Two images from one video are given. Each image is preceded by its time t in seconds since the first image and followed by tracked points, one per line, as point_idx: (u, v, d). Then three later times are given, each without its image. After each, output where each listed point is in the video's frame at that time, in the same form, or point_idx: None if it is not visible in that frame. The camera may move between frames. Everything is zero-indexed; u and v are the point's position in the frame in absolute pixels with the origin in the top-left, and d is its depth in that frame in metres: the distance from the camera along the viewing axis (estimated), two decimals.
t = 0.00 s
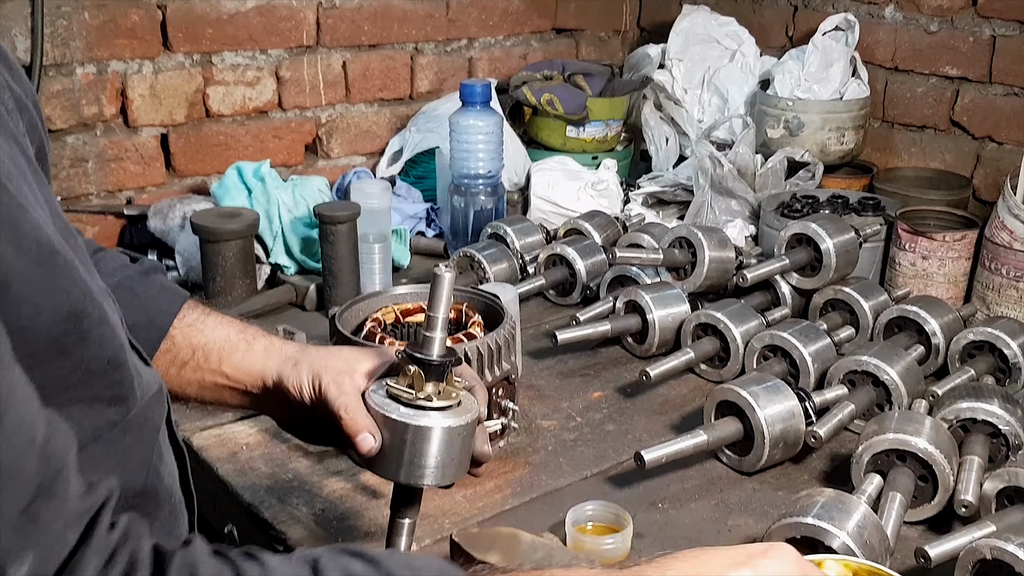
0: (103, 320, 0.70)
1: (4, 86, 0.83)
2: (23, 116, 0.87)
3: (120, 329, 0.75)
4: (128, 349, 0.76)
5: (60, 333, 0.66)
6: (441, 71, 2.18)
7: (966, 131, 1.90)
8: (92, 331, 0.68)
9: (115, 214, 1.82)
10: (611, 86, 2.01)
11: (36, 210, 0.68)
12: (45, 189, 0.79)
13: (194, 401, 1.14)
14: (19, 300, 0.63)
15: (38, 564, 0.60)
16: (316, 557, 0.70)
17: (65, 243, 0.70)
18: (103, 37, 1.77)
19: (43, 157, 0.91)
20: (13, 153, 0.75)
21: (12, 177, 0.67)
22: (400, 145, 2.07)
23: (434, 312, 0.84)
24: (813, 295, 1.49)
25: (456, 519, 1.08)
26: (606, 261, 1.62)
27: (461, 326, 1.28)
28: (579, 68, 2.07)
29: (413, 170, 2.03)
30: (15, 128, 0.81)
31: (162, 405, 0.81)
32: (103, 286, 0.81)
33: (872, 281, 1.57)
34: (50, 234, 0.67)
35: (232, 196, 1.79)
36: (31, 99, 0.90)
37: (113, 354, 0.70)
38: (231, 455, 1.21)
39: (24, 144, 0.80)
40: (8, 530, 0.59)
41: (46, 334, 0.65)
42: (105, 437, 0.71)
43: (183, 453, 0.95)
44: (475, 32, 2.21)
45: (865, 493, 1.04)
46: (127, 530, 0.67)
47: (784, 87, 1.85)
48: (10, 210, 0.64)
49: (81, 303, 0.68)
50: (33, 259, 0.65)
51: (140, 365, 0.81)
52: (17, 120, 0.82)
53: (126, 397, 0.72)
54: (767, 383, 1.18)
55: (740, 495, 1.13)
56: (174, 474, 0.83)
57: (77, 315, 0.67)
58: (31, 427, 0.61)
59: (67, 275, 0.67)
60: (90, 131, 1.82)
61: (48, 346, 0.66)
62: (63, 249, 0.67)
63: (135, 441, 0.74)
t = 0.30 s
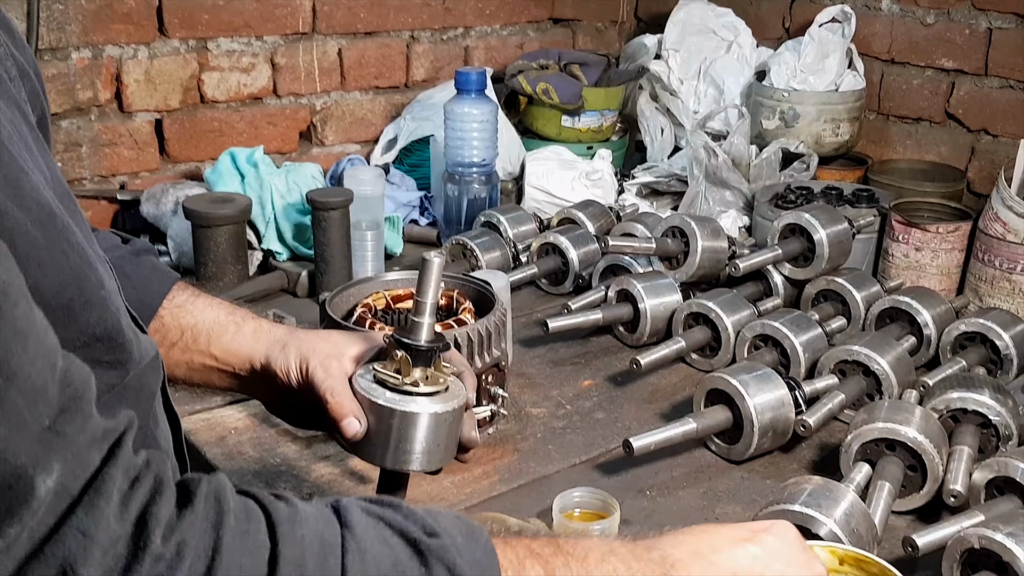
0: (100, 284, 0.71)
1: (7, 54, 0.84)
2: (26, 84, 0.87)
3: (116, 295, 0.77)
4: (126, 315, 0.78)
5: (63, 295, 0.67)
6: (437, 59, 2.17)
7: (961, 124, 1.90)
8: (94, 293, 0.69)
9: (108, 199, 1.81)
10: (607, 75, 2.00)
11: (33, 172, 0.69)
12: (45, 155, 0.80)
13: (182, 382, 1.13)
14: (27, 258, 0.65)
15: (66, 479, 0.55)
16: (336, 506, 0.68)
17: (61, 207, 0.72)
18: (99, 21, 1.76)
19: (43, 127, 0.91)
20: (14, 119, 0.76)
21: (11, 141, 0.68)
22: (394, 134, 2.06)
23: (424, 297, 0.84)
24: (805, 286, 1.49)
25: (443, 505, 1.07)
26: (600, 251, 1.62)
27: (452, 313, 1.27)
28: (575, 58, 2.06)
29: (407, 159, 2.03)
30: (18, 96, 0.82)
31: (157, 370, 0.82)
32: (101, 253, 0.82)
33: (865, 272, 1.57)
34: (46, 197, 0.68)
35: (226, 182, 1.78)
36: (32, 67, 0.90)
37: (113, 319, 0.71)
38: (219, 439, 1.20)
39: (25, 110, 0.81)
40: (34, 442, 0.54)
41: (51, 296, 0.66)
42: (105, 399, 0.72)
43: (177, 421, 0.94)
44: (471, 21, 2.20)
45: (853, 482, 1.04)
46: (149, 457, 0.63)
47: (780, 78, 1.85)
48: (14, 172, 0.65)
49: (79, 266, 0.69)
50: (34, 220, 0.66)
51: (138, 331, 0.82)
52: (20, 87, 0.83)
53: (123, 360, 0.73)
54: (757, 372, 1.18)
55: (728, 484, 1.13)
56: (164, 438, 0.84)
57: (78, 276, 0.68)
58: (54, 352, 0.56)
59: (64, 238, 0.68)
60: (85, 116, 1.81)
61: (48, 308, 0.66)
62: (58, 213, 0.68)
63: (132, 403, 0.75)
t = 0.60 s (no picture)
0: (83, 268, 0.71)
1: None
2: (14, 66, 0.87)
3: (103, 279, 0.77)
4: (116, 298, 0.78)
5: (42, 279, 0.68)
6: (429, 45, 2.17)
7: (954, 110, 1.89)
8: (75, 276, 0.70)
9: (99, 185, 1.80)
10: (599, 61, 2.00)
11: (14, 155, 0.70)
12: (33, 141, 0.80)
13: (173, 367, 1.13)
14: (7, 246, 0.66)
15: None
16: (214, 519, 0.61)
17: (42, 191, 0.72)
18: (90, 7, 1.75)
19: (32, 109, 0.91)
20: (2, 101, 0.77)
21: None
22: (386, 121, 2.06)
23: (421, 278, 0.83)
24: (796, 272, 1.48)
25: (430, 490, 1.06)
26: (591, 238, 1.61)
27: (441, 298, 1.27)
28: (567, 43, 2.04)
29: (400, 145, 2.00)
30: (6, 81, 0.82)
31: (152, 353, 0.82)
32: (87, 237, 0.84)
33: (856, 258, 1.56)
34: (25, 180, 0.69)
35: (216, 168, 1.77)
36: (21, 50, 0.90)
37: (99, 302, 0.72)
38: (208, 425, 1.20)
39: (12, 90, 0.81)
40: None
41: (29, 280, 0.67)
42: (96, 383, 0.73)
43: (171, 408, 0.94)
44: (464, 7, 2.19)
45: (840, 467, 1.03)
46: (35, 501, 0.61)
47: (774, 63, 1.85)
48: None
49: (61, 251, 0.69)
50: (12, 203, 0.67)
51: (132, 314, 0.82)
52: (7, 70, 0.83)
53: (115, 344, 0.74)
54: (745, 357, 1.18)
55: (716, 469, 1.13)
56: (161, 422, 0.85)
57: (57, 259, 0.69)
58: None
59: (42, 222, 0.68)
60: (76, 102, 1.80)
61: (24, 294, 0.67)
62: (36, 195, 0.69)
63: (125, 386, 0.76)
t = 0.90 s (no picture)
0: (74, 244, 0.77)
1: None
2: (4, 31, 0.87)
3: (98, 251, 0.83)
4: (110, 269, 0.85)
5: (27, 259, 0.73)
6: (429, 4, 2.14)
7: (958, 70, 1.87)
8: (65, 253, 0.76)
9: (98, 147, 1.79)
10: (600, 21, 1.97)
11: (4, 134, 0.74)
12: (24, 103, 0.82)
13: (172, 330, 1.13)
14: None
15: None
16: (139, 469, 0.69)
17: (36, 166, 0.77)
18: None
19: (25, 73, 0.92)
20: None
21: None
22: (386, 81, 2.04)
23: (420, 243, 0.90)
24: (797, 234, 1.48)
25: (432, 451, 1.07)
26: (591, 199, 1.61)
27: (442, 261, 1.26)
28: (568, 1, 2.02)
29: (400, 106, 1.99)
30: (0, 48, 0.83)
31: (149, 320, 0.90)
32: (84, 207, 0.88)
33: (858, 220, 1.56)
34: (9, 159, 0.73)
35: (215, 130, 1.77)
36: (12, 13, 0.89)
37: (89, 279, 0.79)
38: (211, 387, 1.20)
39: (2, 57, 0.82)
40: None
41: (9, 262, 0.72)
42: (93, 352, 0.81)
43: (170, 371, 0.98)
44: None
45: (841, 429, 1.04)
46: None
47: (776, 22, 1.82)
48: None
49: (40, 230, 0.75)
50: None
51: (126, 281, 0.90)
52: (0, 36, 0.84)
53: (108, 316, 0.81)
54: (746, 319, 1.18)
55: (716, 431, 1.14)
56: (157, 387, 0.92)
57: (42, 236, 0.74)
58: None
59: (30, 201, 0.74)
60: (73, 63, 1.78)
61: (16, 271, 0.73)
62: (26, 174, 0.74)
63: (119, 355, 0.84)
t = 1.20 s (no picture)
0: (70, 252, 0.77)
1: None
2: None
3: (94, 258, 0.83)
4: (107, 276, 0.84)
5: (22, 268, 0.73)
6: (431, 10, 2.14)
7: (961, 76, 1.87)
8: (61, 260, 0.76)
9: (98, 153, 1.79)
10: (602, 27, 1.98)
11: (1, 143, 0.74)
12: (19, 109, 0.82)
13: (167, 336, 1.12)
14: None
15: None
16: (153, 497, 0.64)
17: (32, 174, 0.77)
18: None
19: (17, 78, 0.92)
20: None
21: None
22: (387, 87, 2.04)
23: (415, 249, 0.90)
24: (799, 240, 1.48)
25: (433, 459, 1.06)
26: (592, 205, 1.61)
27: (442, 267, 1.27)
28: (569, 8, 2.03)
29: (401, 113, 2.01)
30: None
31: (145, 329, 0.88)
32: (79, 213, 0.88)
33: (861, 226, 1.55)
34: (5, 166, 0.73)
35: (216, 135, 1.77)
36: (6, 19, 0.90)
37: (84, 287, 0.78)
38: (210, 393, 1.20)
39: None
40: None
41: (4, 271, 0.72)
42: (89, 361, 0.80)
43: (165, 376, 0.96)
44: None
45: (844, 435, 1.04)
46: None
47: (779, 28, 1.82)
48: None
49: (35, 239, 0.74)
50: None
51: (122, 288, 0.89)
52: None
53: (105, 325, 0.81)
54: (748, 325, 1.17)
55: (719, 438, 1.13)
56: (154, 396, 0.90)
57: (38, 244, 0.74)
58: None
59: (27, 209, 0.74)
60: (73, 68, 1.78)
61: (11, 280, 0.72)
62: (22, 182, 0.74)
63: (117, 364, 0.83)
